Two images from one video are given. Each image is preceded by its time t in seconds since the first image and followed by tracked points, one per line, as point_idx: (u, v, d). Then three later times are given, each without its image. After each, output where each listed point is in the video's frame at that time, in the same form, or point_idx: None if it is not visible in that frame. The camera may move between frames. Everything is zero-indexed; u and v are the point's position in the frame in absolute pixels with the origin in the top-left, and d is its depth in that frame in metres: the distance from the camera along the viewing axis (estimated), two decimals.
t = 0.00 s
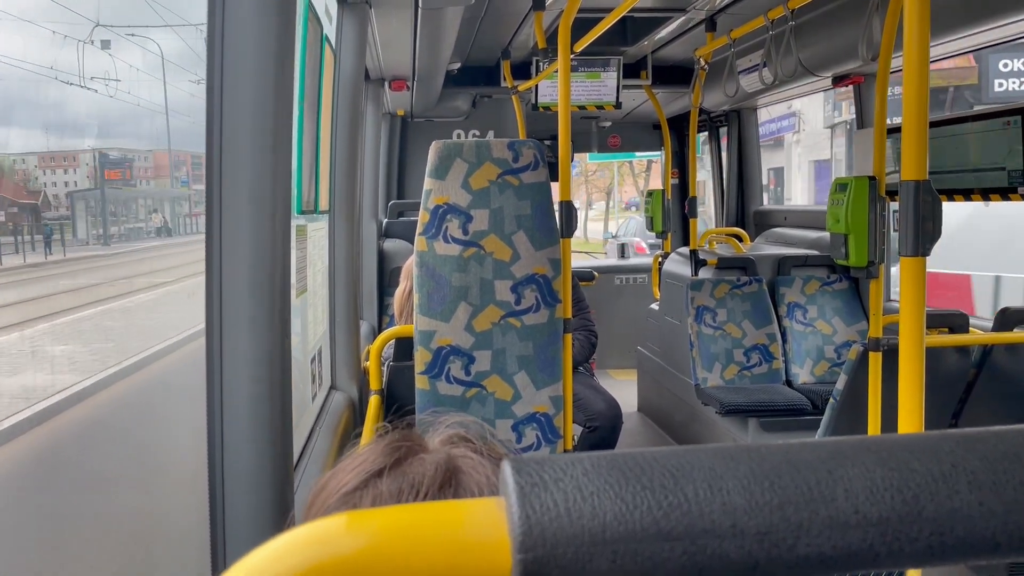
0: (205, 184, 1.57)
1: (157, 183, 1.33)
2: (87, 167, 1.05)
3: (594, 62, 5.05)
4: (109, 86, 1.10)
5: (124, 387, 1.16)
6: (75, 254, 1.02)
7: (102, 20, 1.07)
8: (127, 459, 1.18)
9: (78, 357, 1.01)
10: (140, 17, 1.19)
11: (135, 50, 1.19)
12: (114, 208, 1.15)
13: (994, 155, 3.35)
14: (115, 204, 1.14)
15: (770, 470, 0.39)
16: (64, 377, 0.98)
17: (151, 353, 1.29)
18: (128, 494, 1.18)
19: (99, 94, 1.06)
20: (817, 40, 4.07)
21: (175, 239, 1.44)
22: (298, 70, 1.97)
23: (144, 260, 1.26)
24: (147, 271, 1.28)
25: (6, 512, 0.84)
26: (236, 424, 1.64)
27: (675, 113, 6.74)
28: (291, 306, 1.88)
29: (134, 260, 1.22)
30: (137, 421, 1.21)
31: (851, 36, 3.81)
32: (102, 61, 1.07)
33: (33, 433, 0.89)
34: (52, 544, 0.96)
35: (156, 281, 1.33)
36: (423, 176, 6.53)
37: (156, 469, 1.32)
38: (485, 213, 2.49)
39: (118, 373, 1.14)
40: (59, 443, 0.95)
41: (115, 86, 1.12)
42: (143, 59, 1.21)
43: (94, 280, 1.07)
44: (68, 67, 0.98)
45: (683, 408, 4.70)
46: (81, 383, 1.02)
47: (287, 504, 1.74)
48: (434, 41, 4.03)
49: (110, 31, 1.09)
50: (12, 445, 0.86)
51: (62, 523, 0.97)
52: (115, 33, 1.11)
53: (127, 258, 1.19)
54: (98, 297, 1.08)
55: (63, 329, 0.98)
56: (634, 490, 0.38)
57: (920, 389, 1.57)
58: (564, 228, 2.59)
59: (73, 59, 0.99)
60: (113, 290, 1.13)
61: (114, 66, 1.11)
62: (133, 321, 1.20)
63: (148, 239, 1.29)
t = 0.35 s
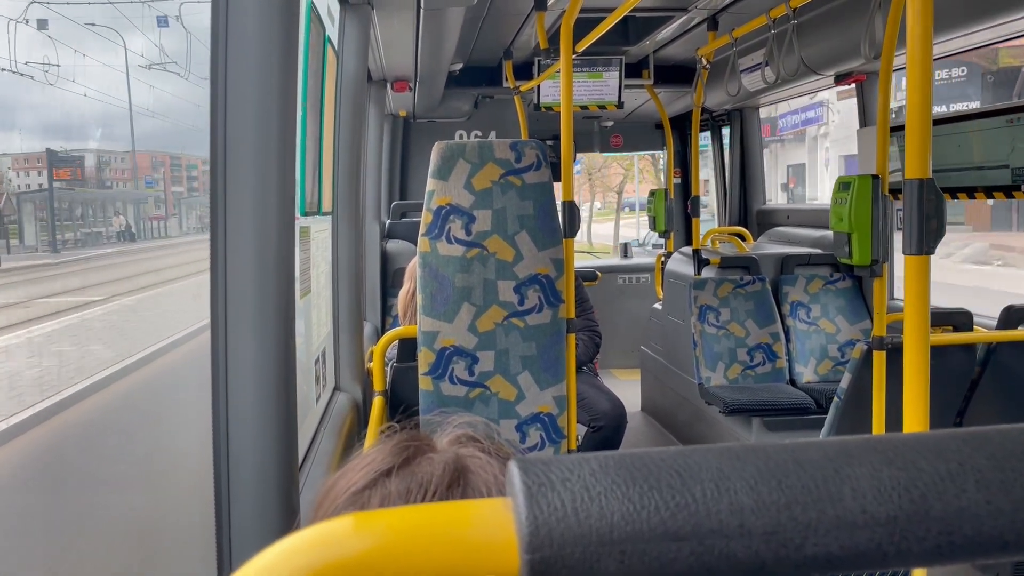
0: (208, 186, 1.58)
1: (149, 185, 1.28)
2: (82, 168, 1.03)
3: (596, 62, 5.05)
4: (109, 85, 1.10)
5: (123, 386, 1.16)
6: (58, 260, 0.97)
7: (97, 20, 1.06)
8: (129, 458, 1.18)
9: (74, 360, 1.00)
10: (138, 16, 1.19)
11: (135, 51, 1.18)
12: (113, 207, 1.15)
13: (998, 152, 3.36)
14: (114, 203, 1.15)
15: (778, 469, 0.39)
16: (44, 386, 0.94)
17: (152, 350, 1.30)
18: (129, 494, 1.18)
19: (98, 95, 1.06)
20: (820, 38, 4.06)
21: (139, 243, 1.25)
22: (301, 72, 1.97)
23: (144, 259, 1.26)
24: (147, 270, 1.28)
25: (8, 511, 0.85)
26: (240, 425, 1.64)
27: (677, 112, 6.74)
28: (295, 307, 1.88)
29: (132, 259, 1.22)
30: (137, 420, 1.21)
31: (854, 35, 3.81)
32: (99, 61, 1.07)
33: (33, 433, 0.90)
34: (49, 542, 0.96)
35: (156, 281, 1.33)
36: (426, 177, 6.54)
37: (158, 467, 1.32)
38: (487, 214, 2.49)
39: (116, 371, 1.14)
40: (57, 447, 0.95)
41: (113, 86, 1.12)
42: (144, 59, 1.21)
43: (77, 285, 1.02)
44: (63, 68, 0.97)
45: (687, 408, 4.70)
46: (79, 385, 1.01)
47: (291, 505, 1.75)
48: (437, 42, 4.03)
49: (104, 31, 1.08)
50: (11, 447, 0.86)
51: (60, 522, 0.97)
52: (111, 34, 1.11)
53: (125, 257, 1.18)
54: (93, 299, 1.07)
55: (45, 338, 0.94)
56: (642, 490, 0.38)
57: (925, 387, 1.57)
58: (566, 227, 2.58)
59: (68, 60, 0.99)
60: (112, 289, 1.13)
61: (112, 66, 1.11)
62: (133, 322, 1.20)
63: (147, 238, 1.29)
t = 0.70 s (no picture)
0: (205, 188, 1.57)
1: (149, 188, 1.29)
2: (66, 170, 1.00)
3: (594, 67, 5.06)
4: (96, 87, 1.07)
5: (117, 390, 1.14)
6: (42, 267, 0.94)
7: (86, 22, 1.03)
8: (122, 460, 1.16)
9: (64, 367, 0.98)
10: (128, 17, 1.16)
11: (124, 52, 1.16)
12: (110, 207, 1.13)
13: (994, 158, 3.36)
14: (112, 205, 1.14)
15: (768, 474, 0.39)
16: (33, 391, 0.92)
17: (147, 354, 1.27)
18: (123, 500, 1.17)
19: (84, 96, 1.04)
20: (818, 44, 4.07)
21: (99, 252, 1.10)
22: (298, 75, 1.98)
23: (141, 260, 1.24)
24: (144, 272, 1.26)
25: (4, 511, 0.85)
26: (235, 428, 1.64)
27: (675, 118, 6.75)
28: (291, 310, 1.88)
29: (130, 260, 1.20)
30: (131, 423, 1.20)
31: (852, 41, 3.81)
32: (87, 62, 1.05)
33: (34, 432, 0.91)
34: (46, 545, 0.95)
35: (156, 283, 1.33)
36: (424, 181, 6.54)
37: (152, 472, 1.30)
38: (485, 218, 2.49)
39: (108, 373, 1.12)
40: (54, 452, 0.95)
41: (100, 89, 1.09)
42: (139, 61, 1.21)
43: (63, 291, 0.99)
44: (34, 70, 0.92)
45: (683, 413, 4.70)
46: (72, 391, 1.00)
47: (286, 508, 1.74)
48: (435, 46, 4.04)
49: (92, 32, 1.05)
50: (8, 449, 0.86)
51: (53, 524, 0.97)
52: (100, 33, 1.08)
53: (122, 257, 1.17)
54: (83, 302, 1.04)
55: (31, 346, 0.91)
56: (632, 494, 0.38)
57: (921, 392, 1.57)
58: (563, 232, 2.58)
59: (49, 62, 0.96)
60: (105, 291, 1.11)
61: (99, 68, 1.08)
62: (129, 324, 1.19)
63: (144, 240, 1.27)
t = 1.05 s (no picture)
0: (194, 187, 1.57)
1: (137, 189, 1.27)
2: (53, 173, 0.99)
3: (588, 69, 5.07)
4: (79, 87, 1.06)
5: (102, 397, 1.13)
6: (28, 272, 0.93)
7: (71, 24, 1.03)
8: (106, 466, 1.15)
9: (49, 371, 0.97)
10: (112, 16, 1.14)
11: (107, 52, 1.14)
12: (96, 210, 1.13)
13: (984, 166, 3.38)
14: (101, 206, 1.14)
15: (749, 475, 0.40)
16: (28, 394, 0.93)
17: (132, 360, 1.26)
18: (109, 504, 1.16)
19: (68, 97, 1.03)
20: (810, 50, 4.09)
21: (74, 257, 1.05)
22: (290, 74, 1.97)
23: (128, 263, 1.24)
24: (131, 274, 1.25)
25: None
26: (222, 427, 1.63)
27: (667, 121, 6.78)
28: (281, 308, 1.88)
29: (117, 263, 1.20)
30: (118, 428, 1.19)
31: (844, 47, 3.84)
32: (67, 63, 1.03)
33: (24, 438, 0.91)
34: (31, 550, 0.95)
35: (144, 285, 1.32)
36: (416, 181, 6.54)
37: (139, 475, 1.30)
38: (476, 219, 2.49)
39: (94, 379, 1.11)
40: (41, 456, 0.94)
41: (84, 90, 1.08)
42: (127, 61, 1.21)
43: (49, 295, 0.98)
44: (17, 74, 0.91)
45: (673, 415, 4.70)
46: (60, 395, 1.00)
47: (273, 508, 1.74)
48: (428, 47, 4.04)
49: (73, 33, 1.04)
50: None
51: (42, 527, 0.96)
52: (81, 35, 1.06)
53: (108, 260, 1.16)
54: (69, 307, 1.03)
55: (14, 351, 0.90)
56: (612, 494, 0.38)
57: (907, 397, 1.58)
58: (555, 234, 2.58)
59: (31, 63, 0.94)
60: (93, 297, 1.10)
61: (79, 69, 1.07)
62: (116, 327, 1.18)
63: (132, 243, 1.26)
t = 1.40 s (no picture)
0: (182, 186, 1.56)
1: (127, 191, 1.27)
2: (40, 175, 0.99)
3: (578, 73, 5.08)
4: (73, 88, 1.07)
5: (91, 410, 1.13)
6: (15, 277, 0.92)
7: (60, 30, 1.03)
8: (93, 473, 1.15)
9: (33, 375, 0.98)
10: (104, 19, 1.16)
11: (100, 55, 1.16)
12: (87, 214, 1.12)
13: (970, 172, 3.42)
14: (97, 206, 1.15)
15: (728, 478, 0.40)
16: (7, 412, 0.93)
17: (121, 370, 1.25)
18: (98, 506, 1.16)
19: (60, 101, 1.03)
20: (798, 56, 4.12)
21: (65, 260, 1.05)
22: (279, 74, 1.97)
23: (115, 268, 1.24)
24: (117, 277, 1.25)
25: None
26: (208, 427, 1.63)
27: (657, 125, 6.81)
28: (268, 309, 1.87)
29: (103, 265, 1.19)
30: (107, 432, 1.19)
31: (832, 53, 3.86)
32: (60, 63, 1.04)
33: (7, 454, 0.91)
34: (14, 556, 0.95)
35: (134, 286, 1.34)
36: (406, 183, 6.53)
37: (127, 476, 1.30)
38: (465, 221, 2.49)
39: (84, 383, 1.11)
40: (20, 472, 0.93)
41: (75, 94, 1.08)
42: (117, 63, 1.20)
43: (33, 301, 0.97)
44: None
45: (661, 418, 4.72)
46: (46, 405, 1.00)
47: (258, 508, 1.73)
48: (419, 49, 4.05)
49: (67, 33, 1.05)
50: None
51: (29, 529, 0.96)
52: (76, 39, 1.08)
53: (97, 262, 1.16)
54: (50, 315, 1.02)
55: None
56: (593, 495, 0.38)
57: (891, 400, 1.60)
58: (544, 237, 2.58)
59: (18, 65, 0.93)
60: (76, 303, 1.09)
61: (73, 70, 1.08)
62: (100, 331, 1.18)
63: (121, 246, 1.27)
